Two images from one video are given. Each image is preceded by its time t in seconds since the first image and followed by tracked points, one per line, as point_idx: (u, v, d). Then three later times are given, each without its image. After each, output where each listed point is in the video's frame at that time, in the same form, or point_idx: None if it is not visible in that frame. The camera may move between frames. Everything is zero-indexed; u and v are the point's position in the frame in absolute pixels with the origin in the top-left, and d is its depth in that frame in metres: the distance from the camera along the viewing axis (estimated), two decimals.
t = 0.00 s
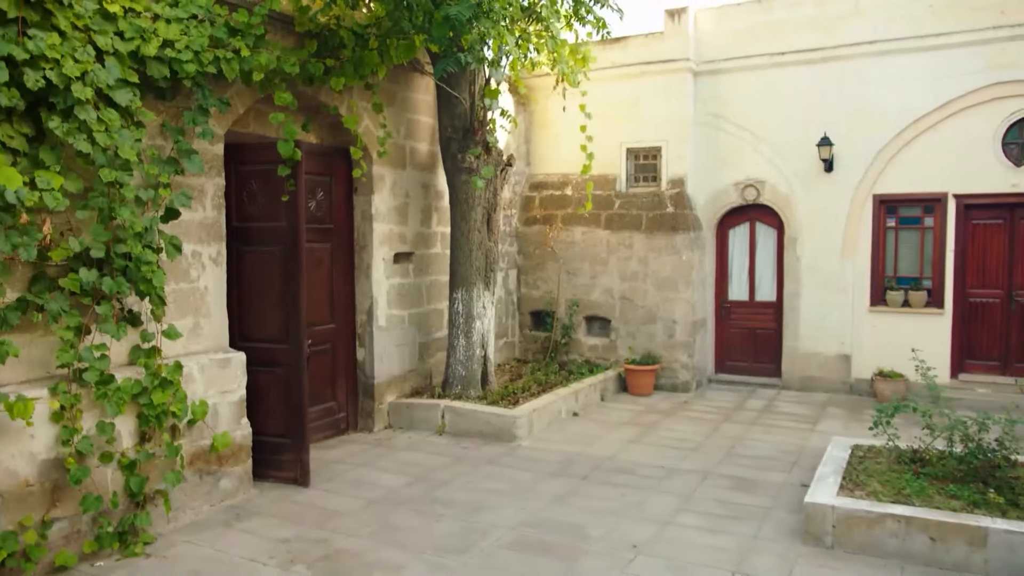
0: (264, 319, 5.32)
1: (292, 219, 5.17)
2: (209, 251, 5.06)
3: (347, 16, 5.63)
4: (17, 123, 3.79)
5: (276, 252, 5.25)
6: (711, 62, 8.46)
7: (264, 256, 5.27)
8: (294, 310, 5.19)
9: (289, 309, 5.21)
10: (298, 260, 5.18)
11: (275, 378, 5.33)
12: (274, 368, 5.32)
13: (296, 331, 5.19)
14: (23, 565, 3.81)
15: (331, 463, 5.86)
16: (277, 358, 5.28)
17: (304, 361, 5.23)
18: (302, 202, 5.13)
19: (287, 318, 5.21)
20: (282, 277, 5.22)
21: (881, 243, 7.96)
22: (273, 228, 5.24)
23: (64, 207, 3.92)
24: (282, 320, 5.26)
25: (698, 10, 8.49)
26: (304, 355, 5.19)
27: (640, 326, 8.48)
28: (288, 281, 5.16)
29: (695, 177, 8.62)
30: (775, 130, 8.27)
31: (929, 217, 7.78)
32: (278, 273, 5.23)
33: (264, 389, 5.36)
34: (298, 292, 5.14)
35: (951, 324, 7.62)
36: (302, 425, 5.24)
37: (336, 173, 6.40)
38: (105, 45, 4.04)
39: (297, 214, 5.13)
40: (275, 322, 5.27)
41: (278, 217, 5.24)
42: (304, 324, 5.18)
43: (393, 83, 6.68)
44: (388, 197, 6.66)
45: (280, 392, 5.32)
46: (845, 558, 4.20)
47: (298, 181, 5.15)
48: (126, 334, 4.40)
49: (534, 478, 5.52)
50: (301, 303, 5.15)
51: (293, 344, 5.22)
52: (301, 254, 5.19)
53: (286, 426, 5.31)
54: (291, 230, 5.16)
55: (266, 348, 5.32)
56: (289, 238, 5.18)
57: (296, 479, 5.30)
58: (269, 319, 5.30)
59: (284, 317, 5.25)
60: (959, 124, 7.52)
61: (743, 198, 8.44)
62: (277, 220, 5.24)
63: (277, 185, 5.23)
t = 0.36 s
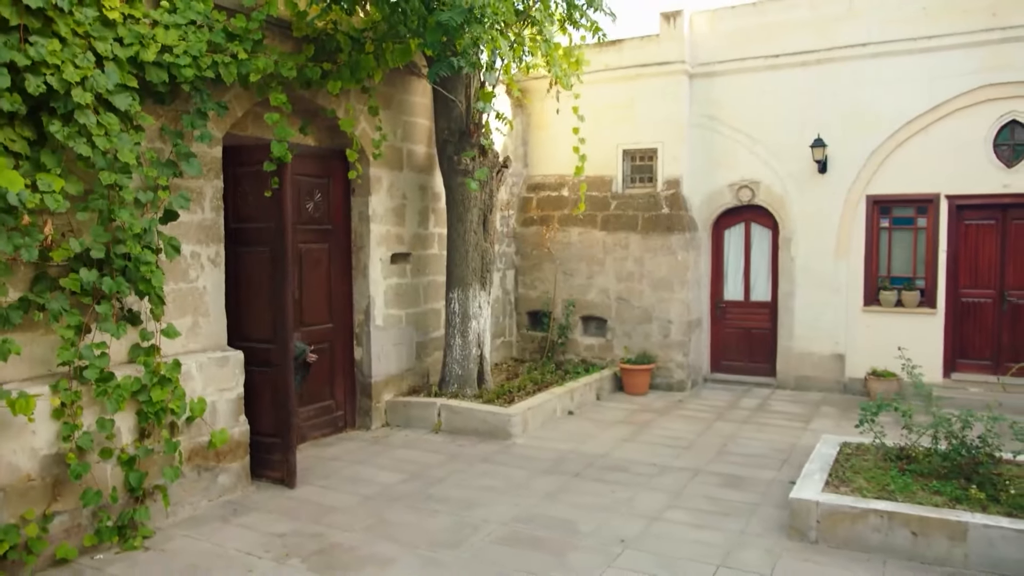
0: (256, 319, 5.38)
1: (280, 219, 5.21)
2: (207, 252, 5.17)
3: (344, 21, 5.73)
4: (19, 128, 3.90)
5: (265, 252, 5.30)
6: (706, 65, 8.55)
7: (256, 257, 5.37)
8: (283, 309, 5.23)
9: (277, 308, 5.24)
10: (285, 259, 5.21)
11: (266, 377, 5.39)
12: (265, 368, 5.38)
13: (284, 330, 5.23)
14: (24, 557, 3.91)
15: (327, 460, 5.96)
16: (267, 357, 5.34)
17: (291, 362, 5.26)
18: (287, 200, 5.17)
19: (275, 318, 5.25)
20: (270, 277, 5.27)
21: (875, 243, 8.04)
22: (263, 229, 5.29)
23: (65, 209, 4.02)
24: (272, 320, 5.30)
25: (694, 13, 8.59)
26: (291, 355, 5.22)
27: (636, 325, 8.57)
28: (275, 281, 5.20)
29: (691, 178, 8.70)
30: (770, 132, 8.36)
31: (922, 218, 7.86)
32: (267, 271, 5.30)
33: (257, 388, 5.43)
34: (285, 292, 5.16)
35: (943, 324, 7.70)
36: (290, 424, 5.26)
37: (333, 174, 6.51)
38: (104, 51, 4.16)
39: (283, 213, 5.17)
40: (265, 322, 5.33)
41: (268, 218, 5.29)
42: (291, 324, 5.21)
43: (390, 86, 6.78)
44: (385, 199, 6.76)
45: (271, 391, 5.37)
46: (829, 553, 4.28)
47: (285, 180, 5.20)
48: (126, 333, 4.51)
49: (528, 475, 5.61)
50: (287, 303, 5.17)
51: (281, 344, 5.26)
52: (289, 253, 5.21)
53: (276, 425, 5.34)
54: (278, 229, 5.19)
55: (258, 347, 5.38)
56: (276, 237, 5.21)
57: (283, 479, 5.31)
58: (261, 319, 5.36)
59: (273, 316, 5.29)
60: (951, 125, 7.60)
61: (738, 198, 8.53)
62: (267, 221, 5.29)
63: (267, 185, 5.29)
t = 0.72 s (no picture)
0: (248, 319, 5.44)
1: (267, 219, 5.24)
2: (207, 253, 5.27)
3: (342, 25, 5.84)
4: (23, 131, 4.01)
5: (255, 253, 5.35)
6: (702, 66, 8.63)
7: (245, 256, 5.40)
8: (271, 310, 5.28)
9: (265, 308, 5.29)
10: (272, 260, 5.24)
11: (257, 377, 5.46)
12: (257, 368, 5.44)
13: (272, 331, 5.27)
14: (28, 549, 4.03)
15: (325, 457, 6.06)
16: (258, 358, 5.40)
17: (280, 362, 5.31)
18: (274, 199, 5.21)
19: (265, 319, 5.30)
20: (260, 277, 5.32)
21: (869, 244, 8.13)
22: (253, 229, 5.34)
23: (67, 210, 4.13)
24: (262, 320, 5.36)
25: (690, 16, 8.67)
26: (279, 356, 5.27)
27: (633, 325, 8.65)
28: (264, 282, 5.25)
29: (687, 180, 8.79)
30: (765, 133, 8.43)
31: (915, 218, 7.95)
32: (256, 271, 5.35)
33: (249, 387, 5.51)
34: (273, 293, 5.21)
35: (937, 324, 7.80)
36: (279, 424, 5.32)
37: (332, 176, 6.62)
38: (105, 56, 4.27)
39: (268, 213, 5.19)
40: (256, 323, 5.39)
41: (256, 219, 5.32)
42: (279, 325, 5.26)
43: (388, 89, 6.88)
44: (383, 200, 6.87)
45: (262, 391, 5.43)
46: (813, 547, 4.37)
47: (269, 177, 5.22)
48: (127, 331, 4.62)
49: (522, 472, 5.70)
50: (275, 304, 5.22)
51: (269, 345, 5.31)
52: (276, 252, 5.24)
53: (266, 425, 5.40)
54: (266, 230, 5.23)
55: (249, 347, 5.45)
56: (265, 238, 5.26)
57: (273, 479, 5.36)
58: (252, 320, 5.42)
59: (262, 317, 5.34)
60: (943, 126, 7.68)
61: (734, 199, 8.60)
62: (256, 221, 5.32)
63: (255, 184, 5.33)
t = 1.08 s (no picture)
0: (244, 319, 5.54)
1: (261, 219, 5.33)
2: (207, 253, 5.39)
3: (340, 30, 5.95)
4: (27, 136, 4.13)
5: (249, 253, 5.44)
6: (698, 69, 8.72)
7: (241, 257, 5.50)
8: (264, 310, 5.37)
9: (260, 308, 5.38)
10: (265, 261, 5.32)
11: (251, 376, 5.55)
12: (251, 367, 5.53)
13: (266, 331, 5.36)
14: (32, 542, 4.14)
15: (324, 454, 6.17)
16: (252, 357, 5.49)
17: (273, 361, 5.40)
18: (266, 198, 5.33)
19: (259, 319, 5.40)
20: (254, 277, 5.41)
21: (863, 244, 8.20)
22: (248, 230, 5.43)
23: (69, 212, 4.24)
24: (256, 320, 5.45)
25: (686, 19, 8.77)
26: (272, 355, 5.36)
27: (630, 325, 8.75)
28: (258, 282, 5.35)
29: (684, 181, 8.89)
30: (759, 135, 8.52)
31: (908, 219, 8.03)
32: (251, 272, 5.44)
33: (245, 386, 5.61)
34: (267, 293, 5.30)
35: (930, 323, 7.88)
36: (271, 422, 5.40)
37: (331, 178, 6.73)
38: (107, 62, 4.38)
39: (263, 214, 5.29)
40: (251, 322, 5.48)
41: (251, 221, 5.42)
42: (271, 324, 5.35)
43: (386, 92, 6.99)
44: (381, 201, 6.97)
45: (256, 390, 5.52)
46: (799, 542, 4.46)
47: (259, 177, 5.35)
48: (129, 330, 4.74)
49: (517, 469, 5.79)
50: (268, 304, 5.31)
51: (263, 344, 5.40)
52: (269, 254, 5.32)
53: (260, 423, 5.49)
54: (260, 232, 5.32)
55: (245, 346, 5.55)
56: (259, 239, 5.35)
57: (266, 478, 5.43)
58: (248, 320, 5.51)
59: (257, 317, 5.43)
60: (936, 128, 7.76)
61: (730, 200, 8.69)
62: (251, 222, 5.41)
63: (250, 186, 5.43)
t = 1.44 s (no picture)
0: (240, 319, 5.64)
1: (257, 221, 5.43)
2: (206, 254, 5.50)
3: (336, 35, 6.07)
4: (29, 140, 4.25)
5: (245, 255, 5.54)
6: (692, 72, 8.83)
7: (238, 258, 5.60)
8: (260, 311, 5.47)
9: (255, 308, 5.48)
10: (260, 261, 5.42)
11: (247, 375, 5.64)
12: (247, 366, 5.63)
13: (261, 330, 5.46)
14: (34, 535, 4.25)
15: (321, 451, 6.27)
16: (247, 356, 5.58)
17: (268, 360, 5.50)
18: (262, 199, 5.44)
19: (254, 319, 5.50)
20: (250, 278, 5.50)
21: (855, 245, 8.32)
22: (244, 232, 5.54)
23: (70, 214, 4.36)
24: (252, 321, 5.55)
25: (680, 22, 8.87)
26: (267, 355, 5.46)
27: (624, 324, 8.85)
28: (254, 283, 5.45)
29: (677, 183, 8.99)
30: (753, 137, 8.62)
31: (899, 220, 8.14)
32: (247, 273, 5.54)
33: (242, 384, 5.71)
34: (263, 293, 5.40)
35: (920, 323, 7.99)
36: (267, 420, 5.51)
37: (329, 180, 6.85)
38: (107, 68, 4.50)
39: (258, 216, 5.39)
40: (247, 323, 5.58)
41: (247, 223, 5.51)
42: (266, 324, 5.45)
43: (383, 95, 7.11)
44: (378, 203, 7.09)
45: (252, 389, 5.62)
46: (783, 536, 4.56)
47: (255, 178, 5.46)
48: (128, 329, 4.85)
49: (510, 465, 5.90)
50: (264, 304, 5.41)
51: (258, 343, 5.50)
52: (265, 255, 5.42)
53: (256, 421, 5.59)
54: (255, 233, 5.43)
55: (241, 345, 5.65)
56: (254, 240, 5.45)
57: (262, 475, 5.54)
58: (244, 320, 5.61)
59: (252, 317, 5.53)
60: (926, 129, 7.87)
61: (723, 202, 8.79)
62: (248, 223, 5.51)
63: (246, 188, 5.54)
